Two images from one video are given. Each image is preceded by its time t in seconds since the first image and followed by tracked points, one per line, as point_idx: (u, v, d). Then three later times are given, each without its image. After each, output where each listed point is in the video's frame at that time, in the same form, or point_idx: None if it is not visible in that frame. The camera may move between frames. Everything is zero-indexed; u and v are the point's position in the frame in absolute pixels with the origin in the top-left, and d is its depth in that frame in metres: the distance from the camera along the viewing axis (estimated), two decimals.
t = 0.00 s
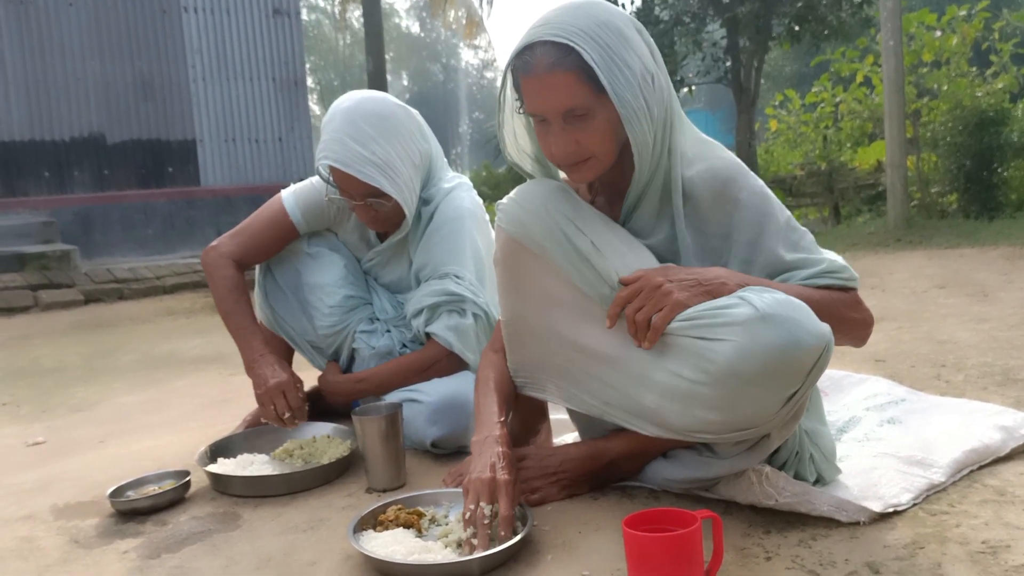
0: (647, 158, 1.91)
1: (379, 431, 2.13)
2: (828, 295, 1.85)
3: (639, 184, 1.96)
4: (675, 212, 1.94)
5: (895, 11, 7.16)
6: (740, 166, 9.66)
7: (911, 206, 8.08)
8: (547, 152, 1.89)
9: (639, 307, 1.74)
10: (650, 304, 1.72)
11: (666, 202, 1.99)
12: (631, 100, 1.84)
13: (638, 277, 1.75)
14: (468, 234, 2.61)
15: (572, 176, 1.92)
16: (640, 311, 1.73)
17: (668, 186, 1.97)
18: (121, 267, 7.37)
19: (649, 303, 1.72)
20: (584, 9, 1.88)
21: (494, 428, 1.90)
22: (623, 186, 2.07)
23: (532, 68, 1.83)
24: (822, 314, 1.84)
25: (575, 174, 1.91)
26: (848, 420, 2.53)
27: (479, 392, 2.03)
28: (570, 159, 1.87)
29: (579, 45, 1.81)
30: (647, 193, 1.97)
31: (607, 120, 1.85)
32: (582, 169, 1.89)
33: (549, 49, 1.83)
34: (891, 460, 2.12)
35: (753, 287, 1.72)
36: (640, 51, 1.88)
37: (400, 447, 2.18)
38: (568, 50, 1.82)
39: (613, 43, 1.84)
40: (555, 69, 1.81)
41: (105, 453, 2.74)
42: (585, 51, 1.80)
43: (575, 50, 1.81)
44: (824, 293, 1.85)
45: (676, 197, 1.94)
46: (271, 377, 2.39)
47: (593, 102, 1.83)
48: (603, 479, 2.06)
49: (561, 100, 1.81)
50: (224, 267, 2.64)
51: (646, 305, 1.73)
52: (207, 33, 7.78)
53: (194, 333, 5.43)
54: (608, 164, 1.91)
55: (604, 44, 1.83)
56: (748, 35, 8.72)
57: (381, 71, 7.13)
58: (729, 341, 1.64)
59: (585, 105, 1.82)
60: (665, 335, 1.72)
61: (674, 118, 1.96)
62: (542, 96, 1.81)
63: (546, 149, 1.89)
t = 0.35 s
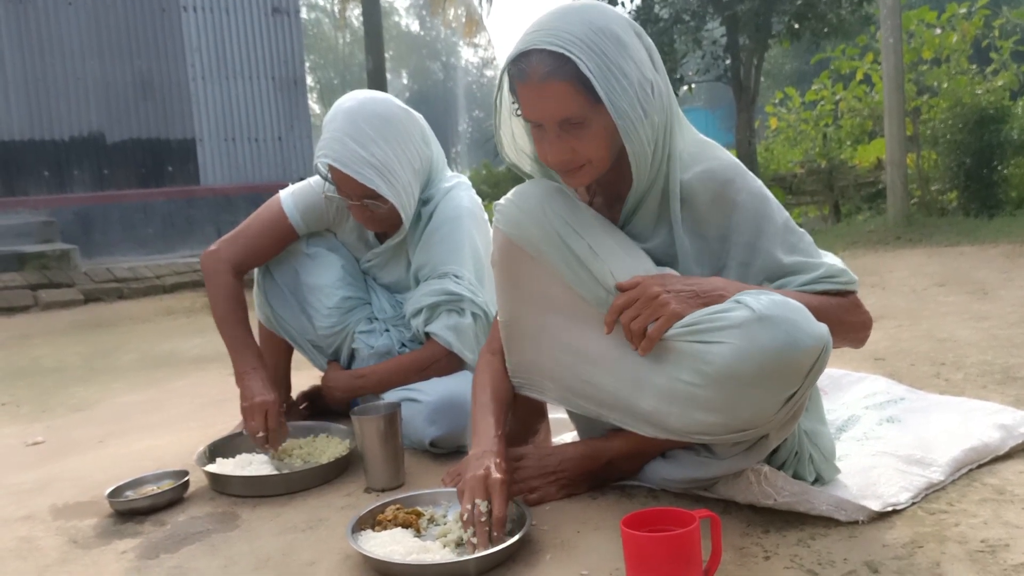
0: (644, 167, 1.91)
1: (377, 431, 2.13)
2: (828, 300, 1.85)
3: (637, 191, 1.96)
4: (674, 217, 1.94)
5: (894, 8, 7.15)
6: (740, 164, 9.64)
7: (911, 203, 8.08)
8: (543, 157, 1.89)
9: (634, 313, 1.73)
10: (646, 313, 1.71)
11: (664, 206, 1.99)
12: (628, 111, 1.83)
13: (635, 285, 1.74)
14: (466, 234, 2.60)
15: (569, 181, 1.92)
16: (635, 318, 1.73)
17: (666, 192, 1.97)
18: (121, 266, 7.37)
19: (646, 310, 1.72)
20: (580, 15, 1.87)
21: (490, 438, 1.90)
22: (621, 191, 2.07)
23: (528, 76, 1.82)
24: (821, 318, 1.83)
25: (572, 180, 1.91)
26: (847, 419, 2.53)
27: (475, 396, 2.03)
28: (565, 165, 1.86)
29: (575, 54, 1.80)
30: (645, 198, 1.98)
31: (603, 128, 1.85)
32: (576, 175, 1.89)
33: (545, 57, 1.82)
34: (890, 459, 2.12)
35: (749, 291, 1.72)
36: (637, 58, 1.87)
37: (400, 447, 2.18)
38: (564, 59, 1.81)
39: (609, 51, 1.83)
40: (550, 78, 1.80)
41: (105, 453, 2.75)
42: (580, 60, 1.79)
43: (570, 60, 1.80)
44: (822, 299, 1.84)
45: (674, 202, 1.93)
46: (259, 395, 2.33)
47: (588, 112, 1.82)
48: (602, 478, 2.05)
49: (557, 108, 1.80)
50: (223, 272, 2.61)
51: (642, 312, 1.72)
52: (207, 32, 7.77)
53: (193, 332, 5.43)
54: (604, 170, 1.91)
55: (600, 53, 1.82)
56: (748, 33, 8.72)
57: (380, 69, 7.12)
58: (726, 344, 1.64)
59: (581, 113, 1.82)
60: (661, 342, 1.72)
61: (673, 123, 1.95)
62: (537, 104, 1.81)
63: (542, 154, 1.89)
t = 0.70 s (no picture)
0: (648, 166, 1.91)
1: (380, 426, 2.12)
2: (832, 298, 1.86)
3: (641, 190, 1.96)
4: (677, 215, 1.95)
5: (895, 4, 7.14)
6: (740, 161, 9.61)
7: (912, 199, 8.06)
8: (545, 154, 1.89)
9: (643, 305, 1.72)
10: (658, 302, 1.71)
11: (667, 204, 1.99)
12: (630, 110, 1.83)
13: (646, 276, 1.75)
14: (468, 230, 2.60)
15: (571, 180, 1.91)
16: (644, 309, 1.72)
17: (670, 190, 1.97)
18: (121, 264, 7.36)
19: (657, 300, 1.71)
20: (583, 13, 1.86)
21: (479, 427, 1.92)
22: (623, 189, 2.06)
23: (529, 74, 1.81)
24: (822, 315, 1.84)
25: (573, 177, 1.91)
26: (849, 413, 2.53)
27: (477, 395, 2.04)
28: (567, 164, 1.86)
29: (577, 53, 1.79)
30: (649, 197, 1.97)
31: (605, 128, 1.84)
32: (578, 174, 1.89)
33: (547, 56, 1.81)
34: (893, 453, 2.12)
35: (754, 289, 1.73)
36: (639, 56, 1.87)
37: (402, 443, 2.18)
38: (565, 58, 1.80)
39: (612, 50, 1.82)
40: (552, 77, 1.79)
41: (107, 450, 2.74)
42: (582, 59, 1.78)
43: (573, 59, 1.80)
44: (824, 297, 1.85)
45: (678, 200, 1.94)
46: (274, 407, 2.38)
47: (590, 110, 1.82)
48: (605, 473, 2.05)
49: (559, 107, 1.79)
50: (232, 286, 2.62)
51: (653, 303, 1.71)
52: (206, 29, 7.75)
53: (194, 330, 5.42)
54: (606, 170, 1.91)
55: (602, 52, 1.81)
56: (748, 29, 8.71)
57: (381, 66, 7.11)
58: (732, 341, 1.64)
59: (582, 112, 1.81)
60: (664, 335, 1.72)
61: (677, 119, 1.95)
62: (540, 102, 1.80)
63: (544, 152, 1.89)
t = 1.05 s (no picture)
0: (653, 165, 1.91)
1: (383, 423, 2.12)
2: (837, 296, 1.87)
3: (646, 188, 1.95)
4: (683, 213, 1.94)
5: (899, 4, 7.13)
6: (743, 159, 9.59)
7: (915, 199, 8.05)
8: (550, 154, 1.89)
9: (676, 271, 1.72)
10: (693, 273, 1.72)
11: (672, 203, 1.99)
12: (635, 109, 1.83)
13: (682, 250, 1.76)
14: (472, 227, 2.60)
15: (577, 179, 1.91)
16: (675, 275, 1.71)
17: (675, 189, 1.97)
18: (124, 260, 7.37)
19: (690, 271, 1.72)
20: (589, 11, 1.86)
21: (494, 427, 1.93)
22: (627, 188, 2.06)
23: (535, 73, 1.81)
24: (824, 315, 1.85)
25: (579, 177, 1.91)
26: (853, 413, 2.53)
27: (480, 390, 2.06)
28: (573, 163, 1.86)
29: (582, 52, 1.79)
30: (654, 196, 1.97)
31: (610, 127, 1.84)
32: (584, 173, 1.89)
33: (552, 54, 1.80)
34: (896, 453, 2.12)
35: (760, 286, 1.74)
36: (644, 54, 1.87)
37: (405, 440, 2.18)
38: (571, 57, 1.80)
39: (617, 49, 1.82)
40: (557, 76, 1.78)
41: (110, 446, 2.75)
42: (588, 58, 1.78)
43: (578, 58, 1.79)
44: (828, 295, 1.87)
45: (684, 198, 1.94)
46: (288, 399, 2.32)
47: (596, 109, 1.82)
48: (608, 472, 2.05)
49: (565, 106, 1.79)
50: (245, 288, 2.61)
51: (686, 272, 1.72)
52: (210, 25, 7.75)
53: (197, 326, 5.42)
54: (611, 170, 1.91)
55: (607, 51, 1.81)
56: (752, 28, 8.70)
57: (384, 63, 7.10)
58: (737, 339, 1.65)
59: (588, 111, 1.81)
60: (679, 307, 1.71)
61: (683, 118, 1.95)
62: (546, 102, 1.80)
63: (550, 153, 1.89)
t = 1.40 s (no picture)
0: (657, 168, 1.91)
1: (385, 425, 2.12)
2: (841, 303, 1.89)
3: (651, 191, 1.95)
4: (689, 216, 1.94)
5: (901, 5, 7.13)
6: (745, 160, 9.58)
7: (918, 201, 8.03)
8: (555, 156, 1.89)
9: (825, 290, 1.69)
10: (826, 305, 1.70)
11: (677, 206, 1.99)
12: (641, 111, 1.83)
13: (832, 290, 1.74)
14: (476, 228, 2.60)
15: (582, 181, 1.91)
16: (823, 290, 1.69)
17: (680, 192, 1.97)
18: (127, 260, 7.37)
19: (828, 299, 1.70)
20: (597, 13, 1.86)
21: (501, 438, 1.92)
22: (632, 190, 2.06)
23: (542, 73, 1.80)
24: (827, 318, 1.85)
25: (584, 178, 1.91)
26: (855, 416, 2.52)
27: (485, 393, 2.05)
28: (578, 165, 1.86)
29: (589, 53, 1.79)
30: (658, 199, 1.97)
31: (615, 129, 1.84)
32: (590, 175, 1.89)
33: (559, 55, 1.80)
34: (898, 456, 2.12)
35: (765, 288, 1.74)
36: (652, 57, 1.87)
37: (407, 442, 2.18)
38: (578, 57, 1.80)
39: (625, 50, 1.82)
40: (563, 77, 1.79)
41: (113, 446, 2.75)
42: (595, 59, 1.78)
43: (585, 59, 1.79)
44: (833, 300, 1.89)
45: (690, 201, 1.94)
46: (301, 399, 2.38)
47: (602, 110, 1.82)
48: (610, 474, 2.05)
49: (571, 107, 1.79)
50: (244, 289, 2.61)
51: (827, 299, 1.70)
52: (213, 25, 7.76)
53: (199, 326, 5.43)
54: (616, 172, 1.91)
55: (615, 52, 1.81)
56: (754, 29, 8.70)
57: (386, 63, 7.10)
58: (742, 342, 1.65)
59: (594, 112, 1.81)
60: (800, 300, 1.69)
61: (689, 121, 1.95)
62: (552, 102, 1.80)
63: (555, 155, 1.89)
